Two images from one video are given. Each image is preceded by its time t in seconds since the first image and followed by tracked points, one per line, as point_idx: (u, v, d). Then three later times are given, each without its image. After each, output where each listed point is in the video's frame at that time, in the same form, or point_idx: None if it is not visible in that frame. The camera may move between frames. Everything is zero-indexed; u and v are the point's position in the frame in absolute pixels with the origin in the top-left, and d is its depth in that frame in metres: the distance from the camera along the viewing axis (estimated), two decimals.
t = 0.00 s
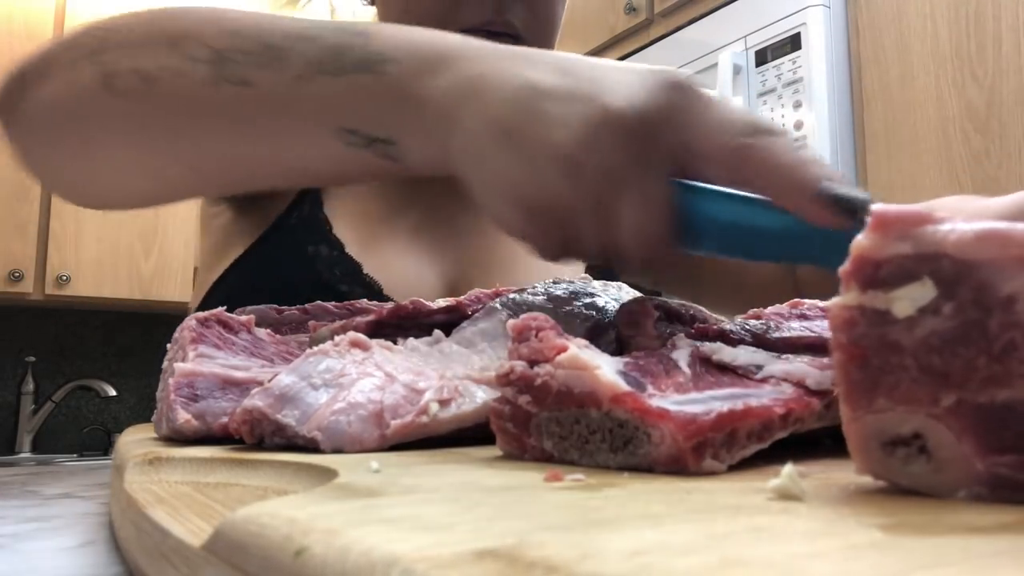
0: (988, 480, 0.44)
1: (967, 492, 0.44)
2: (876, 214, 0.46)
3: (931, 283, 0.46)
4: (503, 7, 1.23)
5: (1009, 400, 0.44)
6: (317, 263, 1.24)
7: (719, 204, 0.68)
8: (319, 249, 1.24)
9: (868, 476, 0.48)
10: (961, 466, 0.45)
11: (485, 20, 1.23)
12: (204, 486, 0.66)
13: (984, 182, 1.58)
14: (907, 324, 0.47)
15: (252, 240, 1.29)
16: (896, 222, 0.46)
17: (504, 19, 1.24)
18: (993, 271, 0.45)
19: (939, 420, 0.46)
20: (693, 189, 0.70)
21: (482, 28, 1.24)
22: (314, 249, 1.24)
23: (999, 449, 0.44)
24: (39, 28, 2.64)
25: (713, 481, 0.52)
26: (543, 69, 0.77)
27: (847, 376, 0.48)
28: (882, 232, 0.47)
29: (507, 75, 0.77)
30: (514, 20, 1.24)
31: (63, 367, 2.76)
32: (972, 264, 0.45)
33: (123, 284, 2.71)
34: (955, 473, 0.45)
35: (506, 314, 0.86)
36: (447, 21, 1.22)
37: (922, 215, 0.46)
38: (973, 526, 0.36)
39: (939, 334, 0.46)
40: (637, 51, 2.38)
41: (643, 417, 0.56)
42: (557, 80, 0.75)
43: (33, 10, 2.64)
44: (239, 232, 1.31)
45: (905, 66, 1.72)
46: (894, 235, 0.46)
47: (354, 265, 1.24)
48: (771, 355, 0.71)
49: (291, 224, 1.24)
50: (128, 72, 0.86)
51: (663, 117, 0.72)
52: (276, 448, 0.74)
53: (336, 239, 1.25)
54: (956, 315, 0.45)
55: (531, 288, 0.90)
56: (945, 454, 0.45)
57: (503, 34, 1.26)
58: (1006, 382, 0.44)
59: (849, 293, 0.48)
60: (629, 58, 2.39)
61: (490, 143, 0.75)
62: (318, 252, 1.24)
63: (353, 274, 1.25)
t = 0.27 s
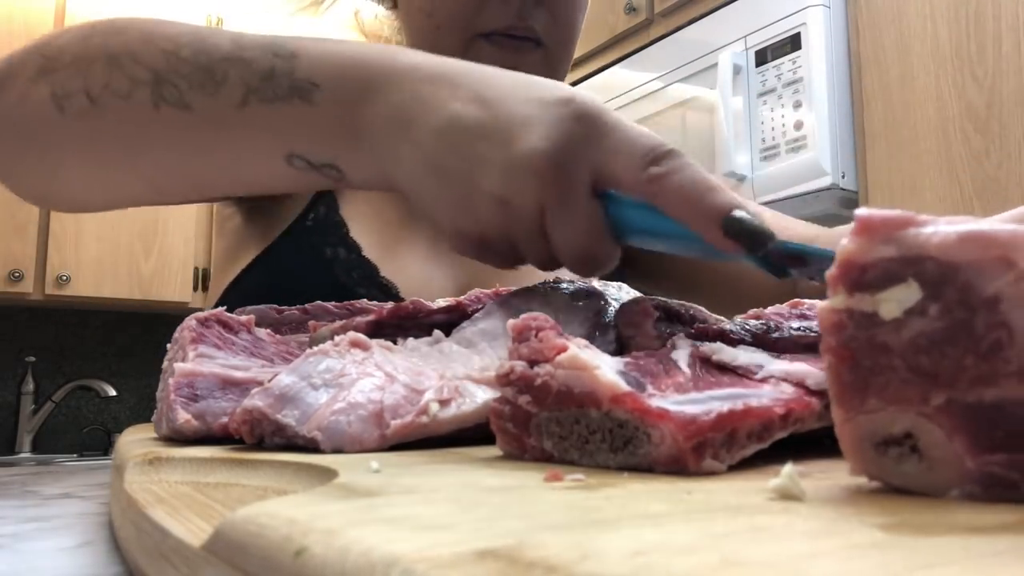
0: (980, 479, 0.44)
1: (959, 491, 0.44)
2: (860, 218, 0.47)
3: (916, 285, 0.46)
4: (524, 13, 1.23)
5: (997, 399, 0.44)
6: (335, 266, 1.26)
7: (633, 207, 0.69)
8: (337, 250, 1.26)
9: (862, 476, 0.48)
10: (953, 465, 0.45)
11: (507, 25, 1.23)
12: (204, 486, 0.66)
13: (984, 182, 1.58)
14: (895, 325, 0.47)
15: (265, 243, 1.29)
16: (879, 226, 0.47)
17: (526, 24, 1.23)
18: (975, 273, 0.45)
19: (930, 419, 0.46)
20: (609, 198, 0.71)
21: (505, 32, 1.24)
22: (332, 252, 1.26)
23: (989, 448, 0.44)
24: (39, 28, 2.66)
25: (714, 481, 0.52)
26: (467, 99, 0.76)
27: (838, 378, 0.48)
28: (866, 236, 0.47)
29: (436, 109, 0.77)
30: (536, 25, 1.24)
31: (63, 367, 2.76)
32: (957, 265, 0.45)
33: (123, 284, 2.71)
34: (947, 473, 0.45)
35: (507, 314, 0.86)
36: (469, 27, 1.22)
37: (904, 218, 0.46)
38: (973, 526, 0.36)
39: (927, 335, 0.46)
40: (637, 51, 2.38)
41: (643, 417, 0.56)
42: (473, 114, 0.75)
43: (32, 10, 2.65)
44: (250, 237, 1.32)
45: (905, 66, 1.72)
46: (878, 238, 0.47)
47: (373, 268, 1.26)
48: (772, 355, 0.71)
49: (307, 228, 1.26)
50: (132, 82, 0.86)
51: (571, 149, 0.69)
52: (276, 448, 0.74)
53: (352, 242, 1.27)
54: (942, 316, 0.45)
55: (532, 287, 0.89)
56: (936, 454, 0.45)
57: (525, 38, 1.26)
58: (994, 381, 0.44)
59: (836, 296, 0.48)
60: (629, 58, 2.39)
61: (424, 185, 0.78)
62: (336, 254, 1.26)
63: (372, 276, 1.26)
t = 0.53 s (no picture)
0: (985, 480, 0.44)
1: (964, 491, 0.45)
2: (865, 217, 0.46)
3: (923, 284, 0.46)
4: (518, 11, 1.23)
5: (1003, 399, 0.44)
6: (331, 269, 1.27)
7: (742, 240, 0.78)
8: (333, 254, 1.27)
9: (867, 474, 0.48)
10: (957, 465, 0.45)
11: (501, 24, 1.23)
12: (204, 486, 0.66)
13: (984, 182, 1.58)
14: (900, 324, 0.47)
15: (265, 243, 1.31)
16: (885, 225, 0.46)
17: (520, 22, 1.23)
18: (980, 272, 0.45)
19: (935, 420, 0.46)
20: (717, 232, 0.79)
21: (499, 31, 1.24)
22: (328, 255, 1.27)
23: (994, 449, 0.44)
24: (39, 28, 2.65)
25: (714, 481, 0.52)
26: (560, 136, 0.83)
27: (844, 376, 0.48)
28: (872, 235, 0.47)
29: (528, 146, 0.83)
30: (530, 22, 1.24)
31: (63, 366, 2.76)
32: (963, 265, 0.45)
33: (123, 284, 2.72)
34: (951, 473, 0.45)
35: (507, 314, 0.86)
36: (466, 26, 1.23)
37: (911, 216, 0.46)
38: (975, 526, 0.36)
39: (932, 334, 0.46)
40: (637, 50, 2.38)
41: (643, 417, 0.56)
42: (570, 151, 0.81)
43: (32, 10, 2.65)
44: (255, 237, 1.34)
45: (905, 65, 1.72)
46: (884, 237, 0.46)
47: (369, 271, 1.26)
48: (772, 354, 0.71)
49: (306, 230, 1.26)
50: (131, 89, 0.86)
51: (672, 186, 0.77)
52: (277, 448, 0.74)
53: (349, 244, 1.27)
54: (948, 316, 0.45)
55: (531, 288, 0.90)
56: (941, 453, 0.46)
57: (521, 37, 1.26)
58: (999, 382, 0.44)
59: (841, 294, 0.48)
60: (629, 58, 2.39)
61: (522, 222, 0.84)
62: (333, 257, 1.27)
63: (367, 279, 1.26)
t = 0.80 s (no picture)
0: (989, 480, 0.44)
1: (967, 491, 0.44)
2: (881, 212, 0.47)
3: (937, 282, 0.46)
4: (511, 12, 1.23)
5: (1012, 400, 0.44)
6: (335, 263, 1.27)
7: (757, 240, 0.77)
8: (336, 249, 1.27)
9: (871, 474, 0.48)
10: (962, 466, 0.45)
11: (492, 25, 1.23)
12: (204, 486, 0.67)
13: (984, 183, 1.58)
14: (912, 322, 0.47)
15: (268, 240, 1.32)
16: (901, 220, 0.46)
17: (512, 20, 1.23)
18: (997, 271, 0.45)
19: (942, 419, 0.46)
20: (733, 231, 0.78)
21: (491, 31, 1.24)
22: (331, 249, 1.27)
23: (1000, 450, 0.44)
24: (39, 28, 2.65)
25: (713, 481, 0.52)
26: (579, 145, 0.81)
27: (852, 373, 0.49)
28: (888, 230, 0.47)
29: (547, 154, 0.82)
30: (522, 21, 1.23)
31: (63, 366, 2.76)
32: (979, 263, 0.45)
33: (123, 284, 2.72)
34: (956, 473, 0.45)
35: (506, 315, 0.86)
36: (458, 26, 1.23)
37: (928, 214, 0.46)
38: (975, 526, 0.36)
39: (944, 333, 0.46)
40: (637, 50, 2.38)
41: (643, 417, 0.56)
42: (591, 161, 0.80)
43: (32, 10, 2.65)
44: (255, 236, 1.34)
45: (905, 65, 1.72)
46: (901, 233, 0.47)
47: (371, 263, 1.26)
48: (772, 355, 0.71)
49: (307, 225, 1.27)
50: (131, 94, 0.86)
51: (687, 197, 0.76)
52: (276, 448, 0.74)
53: (352, 240, 1.28)
54: (961, 315, 0.45)
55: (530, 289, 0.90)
56: (946, 454, 0.45)
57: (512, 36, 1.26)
58: (1010, 382, 0.44)
59: (854, 290, 0.49)
60: (629, 58, 2.40)
61: (545, 230, 0.83)
62: (336, 252, 1.27)
63: (370, 272, 1.26)
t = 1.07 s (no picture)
0: (979, 479, 0.44)
1: (960, 491, 0.44)
2: (861, 218, 0.46)
3: (918, 285, 0.46)
4: (507, 11, 1.23)
5: (998, 399, 0.45)
6: (336, 261, 1.27)
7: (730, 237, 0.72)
8: (337, 247, 1.28)
9: (862, 476, 0.48)
10: (952, 466, 0.45)
11: (490, 23, 1.23)
12: (204, 486, 0.67)
13: (984, 183, 1.58)
14: (895, 325, 0.47)
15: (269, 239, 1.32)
16: (881, 225, 0.46)
17: (509, 21, 1.24)
18: (977, 273, 0.44)
19: (930, 419, 0.46)
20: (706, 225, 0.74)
21: (489, 30, 1.24)
22: (333, 247, 1.28)
23: (990, 449, 0.44)
24: (38, 28, 2.65)
25: (714, 481, 0.52)
26: (538, 144, 0.79)
27: (838, 377, 0.48)
28: (868, 235, 0.47)
29: (506, 155, 0.81)
30: (518, 22, 1.24)
31: (63, 367, 2.76)
32: (959, 265, 0.45)
33: (123, 285, 2.72)
34: (946, 473, 0.45)
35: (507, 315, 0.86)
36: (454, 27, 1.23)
37: (907, 218, 0.46)
38: (974, 526, 0.36)
39: (928, 334, 0.46)
40: (637, 50, 2.38)
41: (643, 417, 0.56)
42: (545, 163, 0.79)
43: (32, 9, 2.65)
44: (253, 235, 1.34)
45: (905, 65, 1.72)
46: (881, 238, 0.46)
47: (373, 262, 1.27)
48: (773, 355, 0.71)
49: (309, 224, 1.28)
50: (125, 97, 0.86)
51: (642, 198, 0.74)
52: (277, 448, 0.75)
53: (353, 239, 1.29)
54: (943, 316, 0.45)
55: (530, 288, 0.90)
56: (937, 454, 0.45)
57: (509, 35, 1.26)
58: (993, 381, 0.44)
59: (837, 295, 0.48)
60: (628, 58, 2.40)
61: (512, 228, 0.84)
62: (338, 250, 1.28)
63: (372, 272, 1.26)
